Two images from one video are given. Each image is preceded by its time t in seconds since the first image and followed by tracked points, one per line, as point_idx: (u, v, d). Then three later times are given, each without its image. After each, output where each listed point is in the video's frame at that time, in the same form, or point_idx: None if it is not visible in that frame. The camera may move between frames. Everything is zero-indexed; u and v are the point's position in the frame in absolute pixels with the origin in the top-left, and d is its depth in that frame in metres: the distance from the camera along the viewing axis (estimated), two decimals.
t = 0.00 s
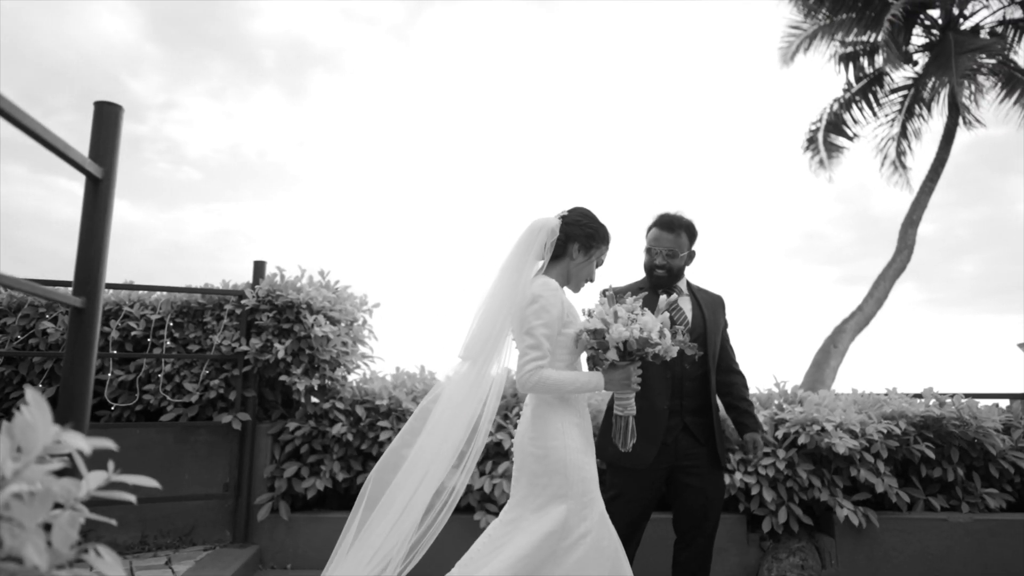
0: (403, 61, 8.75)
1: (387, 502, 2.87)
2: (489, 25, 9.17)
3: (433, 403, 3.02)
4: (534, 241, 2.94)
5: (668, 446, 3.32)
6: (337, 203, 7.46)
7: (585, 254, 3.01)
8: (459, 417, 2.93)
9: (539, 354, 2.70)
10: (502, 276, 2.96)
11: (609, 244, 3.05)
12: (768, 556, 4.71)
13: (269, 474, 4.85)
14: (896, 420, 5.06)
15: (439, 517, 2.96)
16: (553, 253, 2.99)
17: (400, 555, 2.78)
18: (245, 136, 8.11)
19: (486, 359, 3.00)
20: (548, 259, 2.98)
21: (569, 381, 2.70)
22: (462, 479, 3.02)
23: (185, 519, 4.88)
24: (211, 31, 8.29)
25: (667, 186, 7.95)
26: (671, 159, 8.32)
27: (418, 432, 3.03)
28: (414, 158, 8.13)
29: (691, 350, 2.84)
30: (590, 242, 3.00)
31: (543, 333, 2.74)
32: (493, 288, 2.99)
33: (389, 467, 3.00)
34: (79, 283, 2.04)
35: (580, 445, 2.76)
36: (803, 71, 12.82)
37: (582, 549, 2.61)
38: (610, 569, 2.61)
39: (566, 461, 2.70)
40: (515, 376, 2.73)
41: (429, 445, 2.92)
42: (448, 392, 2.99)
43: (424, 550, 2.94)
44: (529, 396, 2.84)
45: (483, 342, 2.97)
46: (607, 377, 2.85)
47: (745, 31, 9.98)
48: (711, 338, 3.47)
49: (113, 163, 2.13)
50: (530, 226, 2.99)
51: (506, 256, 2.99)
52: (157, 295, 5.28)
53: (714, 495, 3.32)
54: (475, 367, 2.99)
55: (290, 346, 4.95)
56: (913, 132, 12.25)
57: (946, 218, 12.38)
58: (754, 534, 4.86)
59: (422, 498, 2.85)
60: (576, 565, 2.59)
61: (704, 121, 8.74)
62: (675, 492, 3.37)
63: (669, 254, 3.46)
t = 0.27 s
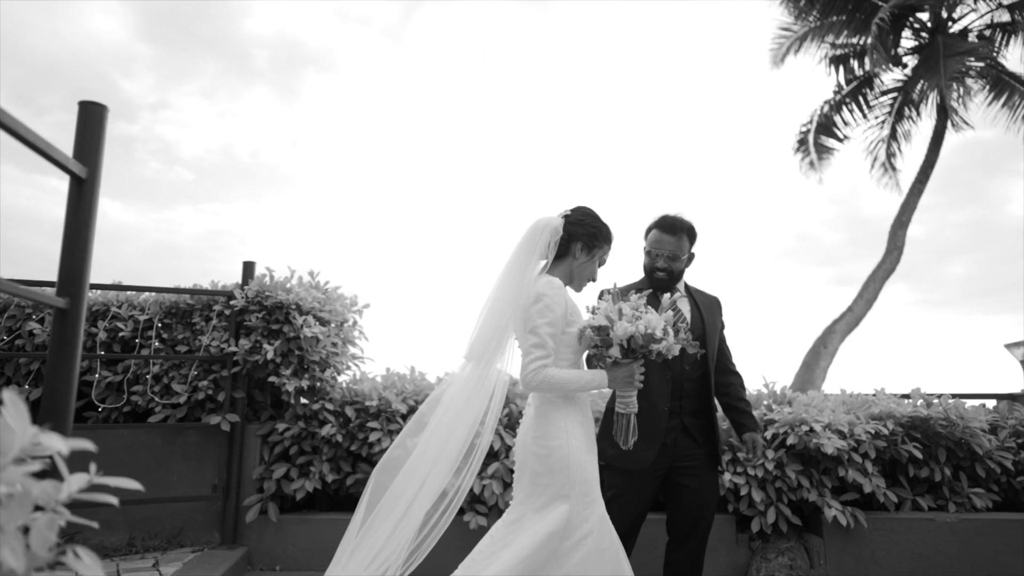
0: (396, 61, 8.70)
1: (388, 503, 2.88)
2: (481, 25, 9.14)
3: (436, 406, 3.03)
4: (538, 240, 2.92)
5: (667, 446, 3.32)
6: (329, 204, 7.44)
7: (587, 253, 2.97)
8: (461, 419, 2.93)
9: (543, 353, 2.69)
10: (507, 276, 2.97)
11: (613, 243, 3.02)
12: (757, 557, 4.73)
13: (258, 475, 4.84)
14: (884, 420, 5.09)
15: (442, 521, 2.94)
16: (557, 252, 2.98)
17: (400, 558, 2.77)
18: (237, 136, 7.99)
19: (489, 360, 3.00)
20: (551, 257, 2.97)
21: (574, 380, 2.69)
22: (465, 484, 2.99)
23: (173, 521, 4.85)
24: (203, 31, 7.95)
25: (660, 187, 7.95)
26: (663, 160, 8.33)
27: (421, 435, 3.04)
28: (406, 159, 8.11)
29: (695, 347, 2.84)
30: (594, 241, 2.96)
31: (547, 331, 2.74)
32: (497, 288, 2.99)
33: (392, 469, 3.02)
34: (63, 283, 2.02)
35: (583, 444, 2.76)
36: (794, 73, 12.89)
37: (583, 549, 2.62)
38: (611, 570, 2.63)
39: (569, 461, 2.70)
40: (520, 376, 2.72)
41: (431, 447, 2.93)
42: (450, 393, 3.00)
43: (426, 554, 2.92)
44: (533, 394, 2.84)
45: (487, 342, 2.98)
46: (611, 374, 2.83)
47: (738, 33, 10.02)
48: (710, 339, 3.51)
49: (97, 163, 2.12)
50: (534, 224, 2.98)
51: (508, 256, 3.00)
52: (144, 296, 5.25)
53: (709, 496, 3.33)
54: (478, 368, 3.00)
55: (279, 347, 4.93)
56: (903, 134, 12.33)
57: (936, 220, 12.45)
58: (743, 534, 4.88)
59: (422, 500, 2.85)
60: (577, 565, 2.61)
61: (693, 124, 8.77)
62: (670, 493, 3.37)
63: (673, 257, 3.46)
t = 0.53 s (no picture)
0: (389, 63, 8.61)
1: (388, 507, 2.88)
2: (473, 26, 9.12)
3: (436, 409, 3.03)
4: (541, 242, 2.93)
5: (665, 446, 3.32)
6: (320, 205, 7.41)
7: (589, 254, 2.99)
8: (462, 422, 2.92)
9: (547, 354, 2.70)
10: (509, 277, 2.97)
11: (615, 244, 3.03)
12: (746, 558, 4.74)
13: (247, 477, 4.82)
14: (872, 421, 5.12)
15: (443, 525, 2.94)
16: (559, 254, 2.99)
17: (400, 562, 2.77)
18: (228, 137, 7.91)
19: (490, 362, 3.01)
20: (551, 259, 2.95)
21: (576, 381, 2.70)
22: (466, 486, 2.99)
23: (160, 523, 4.82)
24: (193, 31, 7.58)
25: (652, 190, 7.96)
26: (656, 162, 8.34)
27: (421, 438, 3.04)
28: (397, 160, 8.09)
29: (696, 348, 2.85)
30: (596, 243, 2.97)
31: (551, 334, 2.74)
32: (499, 289, 2.99)
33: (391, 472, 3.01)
34: (45, 284, 2.01)
35: (583, 446, 2.76)
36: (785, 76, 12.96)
37: (583, 550, 2.62)
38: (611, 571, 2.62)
39: (569, 462, 2.70)
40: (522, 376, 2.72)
41: (431, 450, 2.92)
42: (450, 395, 2.99)
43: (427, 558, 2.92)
44: (534, 395, 2.84)
45: (489, 344, 2.98)
46: (613, 375, 2.86)
47: (731, 34, 10.04)
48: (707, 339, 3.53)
49: (81, 162, 2.11)
50: (536, 225, 2.98)
51: (510, 258, 3.01)
52: (132, 297, 5.22)
53: (702, 498, 3.34)
54: (479, 370, 3.00)
55: (268, 348, 4.90)
56: (893, 137, 12.41)
57: (925, 223, 12.54)
58: (732, 535, 4.90)
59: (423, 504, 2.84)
60: (577, 567, 2.60)
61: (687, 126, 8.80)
62: (664, 492, 3.37)
63: (678, 261, 3.48)
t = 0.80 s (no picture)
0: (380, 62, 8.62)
1: (388, 508, 2.89)
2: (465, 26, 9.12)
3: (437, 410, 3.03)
4: (541, 241, 2.92)
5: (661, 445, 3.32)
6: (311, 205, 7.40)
7: (589, 254, 2.98)
8: (461, 423, 2.91)
9: (547, 353, 2.69)
10: (509, 276, 2.95)
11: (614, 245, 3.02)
12: (733, 557, 4.76)
13: (234, 477, 4.80)
14: (859, 421, 5.16)
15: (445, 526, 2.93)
16: (559, 253, 2.98)
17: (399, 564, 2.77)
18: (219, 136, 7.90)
19: (489, 360, 3.00)
20: (550, 258, 2.96)
21: (576, 380, 2.69)
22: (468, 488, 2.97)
23: (147, 525, 4.79)
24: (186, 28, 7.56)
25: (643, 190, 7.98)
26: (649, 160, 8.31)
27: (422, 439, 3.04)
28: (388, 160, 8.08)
29: (695, 348, 2.86)
30: (596, 242, 2.96)
31: (551, 333, 2.73)
32: (499, 288, 2.97)
33: (393, 474, 3.03)
34: (27, 284, 2.00)
35: (581, 445, 2.75)
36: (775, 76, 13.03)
37: (582, 549, 2.60)
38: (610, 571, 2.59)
39: (567, 461, 2.69)
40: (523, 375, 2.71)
41: (430, 451, 2.92)
42: (450, 396, 2.99)
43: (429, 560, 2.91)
44: (534, 394, 2.83)
45: (488, 342, 2.96)
46: (612, 375, 2.83)
47: (722, 35, 10.08)
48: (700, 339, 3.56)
49: (64, 161, 2.10)
50: (536, 223, 2.97)
51: (510, 256, 3.00)
52: (119, 297, 5.18)
53: (693, 496, 3.35)
54: (479, 369, 2.99)
55: (256, 348, 4.88)
56: (882, 138, 12.49)
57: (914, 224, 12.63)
58: (720, 534, 4.92)
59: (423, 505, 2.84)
60: (576, 566, 2.57)
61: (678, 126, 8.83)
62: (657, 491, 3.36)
63: (681, 263, 3.50)
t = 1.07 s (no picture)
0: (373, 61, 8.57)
1: (388, 508, 2.89)
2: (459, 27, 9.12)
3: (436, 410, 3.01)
4: (541, 239, 2.93)
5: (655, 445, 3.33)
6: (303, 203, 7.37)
7: (588, 253, 2.98)
8: (461, 423, 2.91)
9: (545, 352, 2.69)
10: (510, 274, 2.93)
11: (614, 244, 3.02)
12: (722, 556, 4.77)
13: (222, 477, 4.78)
14: (846, 420, 5.18)
15: (446, 528, 2.91)
16: (558, 252, 2.98)
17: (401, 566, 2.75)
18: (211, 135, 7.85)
19: (488, 359, 2.98)
20: (550, 256, 2.97)
21: (574, 379, 2.68)
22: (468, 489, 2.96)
23: (133, 525, 4.77)
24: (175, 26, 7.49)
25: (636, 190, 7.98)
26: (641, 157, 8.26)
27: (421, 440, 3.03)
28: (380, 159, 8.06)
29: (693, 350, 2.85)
30: (595, 241, 2.96)
31: (550, 331, 2.74)
32: (498, 286, 2.96)
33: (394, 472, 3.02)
34: (10, 282, 2.24)
35: (579, 444, 2.74)
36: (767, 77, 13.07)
37: (581, 549, 2.58)
38: (610, 570, 2.57)
39: (564, 461, 2.68)
40: (521, 374, 2.70)
41: (431, 452, 2.91)
42: (450, 396, 2.98)
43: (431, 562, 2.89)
44: (529, 394, 2.83)
45: (488, 339, 2.94)
46: (611, 374, 2.85)
47: (714, 35, 10.10)
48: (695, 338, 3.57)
49: (44, 163, 2.35)
50: (536, 221, 2.98)
51: (509, 254, 2.99)
52: (105, 295, 5.14)
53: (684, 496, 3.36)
54: (479, 369, 2.97)
55: (244, 347, 4.86)
56: (873, 139, 12.55)
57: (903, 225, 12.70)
58: (709, 534, 4.92)
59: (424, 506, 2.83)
60: (575, 565, 2.56)
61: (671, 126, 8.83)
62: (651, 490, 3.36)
63: (680, 264, 3.51)
